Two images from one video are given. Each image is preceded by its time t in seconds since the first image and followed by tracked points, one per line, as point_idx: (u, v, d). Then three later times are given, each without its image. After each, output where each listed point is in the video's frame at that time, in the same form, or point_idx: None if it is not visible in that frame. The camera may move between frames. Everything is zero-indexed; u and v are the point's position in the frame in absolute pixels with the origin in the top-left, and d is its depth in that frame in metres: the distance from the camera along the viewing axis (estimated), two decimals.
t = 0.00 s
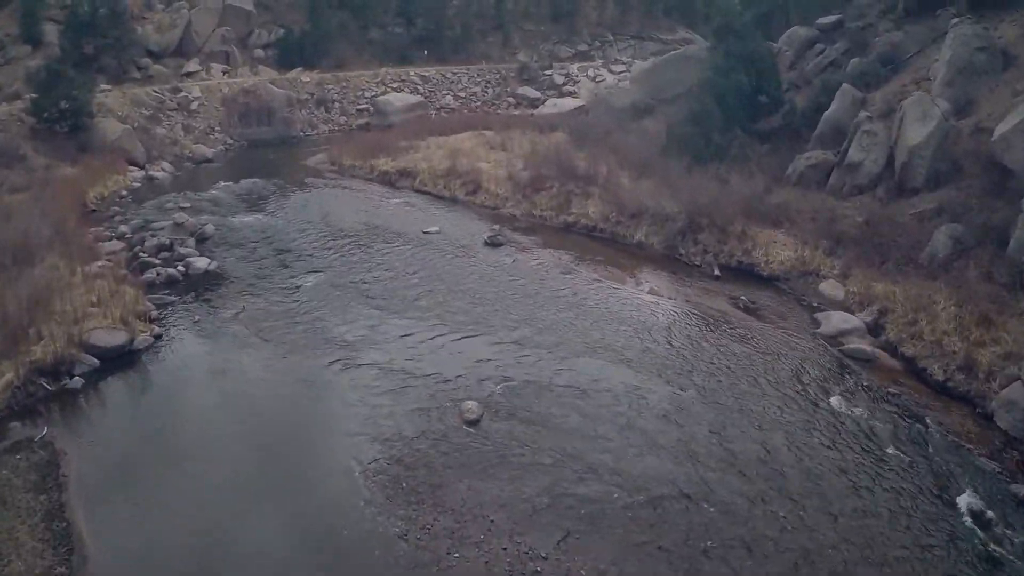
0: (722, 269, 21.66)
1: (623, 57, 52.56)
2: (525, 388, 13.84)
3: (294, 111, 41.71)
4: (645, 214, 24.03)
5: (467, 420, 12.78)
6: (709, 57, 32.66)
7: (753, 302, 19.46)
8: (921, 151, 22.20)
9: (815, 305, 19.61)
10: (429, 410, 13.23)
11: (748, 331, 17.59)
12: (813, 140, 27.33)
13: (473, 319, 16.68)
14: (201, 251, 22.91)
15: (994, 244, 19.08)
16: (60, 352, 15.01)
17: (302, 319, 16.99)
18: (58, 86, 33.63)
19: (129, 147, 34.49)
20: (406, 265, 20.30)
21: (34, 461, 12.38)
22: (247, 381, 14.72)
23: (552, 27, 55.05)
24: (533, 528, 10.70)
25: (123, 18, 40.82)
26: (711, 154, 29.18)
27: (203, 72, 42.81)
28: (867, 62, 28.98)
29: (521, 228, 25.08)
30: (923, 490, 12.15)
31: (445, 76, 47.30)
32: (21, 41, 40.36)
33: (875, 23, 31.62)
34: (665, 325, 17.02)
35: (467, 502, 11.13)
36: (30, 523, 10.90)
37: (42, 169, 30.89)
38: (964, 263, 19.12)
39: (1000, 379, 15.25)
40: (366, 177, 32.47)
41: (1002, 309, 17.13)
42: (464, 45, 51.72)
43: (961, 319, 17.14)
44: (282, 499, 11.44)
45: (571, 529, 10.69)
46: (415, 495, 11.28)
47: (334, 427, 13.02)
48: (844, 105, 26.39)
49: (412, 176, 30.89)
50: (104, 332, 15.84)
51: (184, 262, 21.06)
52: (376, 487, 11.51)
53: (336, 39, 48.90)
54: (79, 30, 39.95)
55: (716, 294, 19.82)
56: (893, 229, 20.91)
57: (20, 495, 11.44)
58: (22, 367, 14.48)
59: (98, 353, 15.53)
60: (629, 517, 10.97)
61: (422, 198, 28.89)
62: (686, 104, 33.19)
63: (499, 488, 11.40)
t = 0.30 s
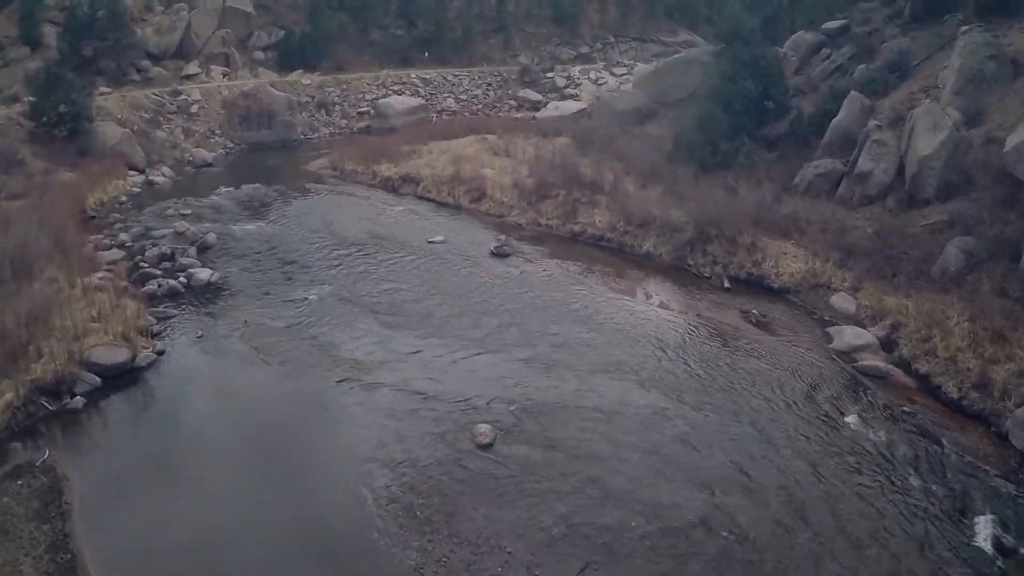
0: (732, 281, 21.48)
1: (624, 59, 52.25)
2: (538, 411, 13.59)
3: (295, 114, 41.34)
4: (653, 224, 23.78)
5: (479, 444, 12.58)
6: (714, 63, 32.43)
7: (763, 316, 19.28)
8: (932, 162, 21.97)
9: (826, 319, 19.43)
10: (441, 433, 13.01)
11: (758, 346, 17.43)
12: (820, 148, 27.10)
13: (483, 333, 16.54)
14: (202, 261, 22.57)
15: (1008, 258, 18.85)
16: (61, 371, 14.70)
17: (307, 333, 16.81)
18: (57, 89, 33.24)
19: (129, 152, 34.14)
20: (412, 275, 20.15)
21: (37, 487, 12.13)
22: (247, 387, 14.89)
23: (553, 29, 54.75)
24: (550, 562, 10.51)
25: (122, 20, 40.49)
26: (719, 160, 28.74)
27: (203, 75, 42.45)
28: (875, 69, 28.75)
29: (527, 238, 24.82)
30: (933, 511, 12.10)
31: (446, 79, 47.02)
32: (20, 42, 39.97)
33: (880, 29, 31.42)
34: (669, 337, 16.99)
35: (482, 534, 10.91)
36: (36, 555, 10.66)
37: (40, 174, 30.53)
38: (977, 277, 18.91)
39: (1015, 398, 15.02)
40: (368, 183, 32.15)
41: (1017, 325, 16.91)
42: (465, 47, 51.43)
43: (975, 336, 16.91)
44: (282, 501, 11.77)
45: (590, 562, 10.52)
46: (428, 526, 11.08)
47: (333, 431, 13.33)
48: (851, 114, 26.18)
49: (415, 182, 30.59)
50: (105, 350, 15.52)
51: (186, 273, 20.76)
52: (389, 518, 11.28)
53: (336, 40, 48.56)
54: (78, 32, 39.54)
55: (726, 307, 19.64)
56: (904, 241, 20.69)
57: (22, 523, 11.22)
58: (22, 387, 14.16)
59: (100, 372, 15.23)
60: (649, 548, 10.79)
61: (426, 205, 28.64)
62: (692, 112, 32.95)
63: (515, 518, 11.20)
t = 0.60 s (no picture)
0: (744, 294, 21.29)
1: (628, 62, 51.95)
2: (551, 435, 13.45)
3: (298, 118, 41.03)
4: (662, 235, 23.55)
5: (495, 470, 12.49)
6: (721, 69, 32.18)
7: (776, 330, 19.11)
8: (945, 174, 21.76)
9: (839, 334, 19.25)
10: (454, 460, 12.85)
11: (772, 361, 17.24)
12: (830, 156, 26.87)
13: (496, 351, 16.39)
14: (206, 271, 22.28)
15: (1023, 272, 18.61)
16: (64, 391, 14.45)
17: (316, 348, 16.65)
18: (58, 93, 32.92)
19: (131, 156, 33.84)
20: (420, 288, 19.99)
21: (42, 514, 11.93)
22: (250, 399, 14.94)
23: (557, 31, 54.44)
24: None
25: (124, 22, 40.17)
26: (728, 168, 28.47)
27: (204, 77, 42.10)
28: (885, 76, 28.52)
29: (535, 248, 24.57)
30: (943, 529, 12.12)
31: (449, 82, 46.73)
32: (21, 44, 39.65)
33: (889, 34, 31.16)
34: (678, 353, 16.89)
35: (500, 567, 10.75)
36: None
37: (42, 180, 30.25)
38: (992, 291, 18.67)
39: None
40: (373, 189, 31.89)
41: None
42: (468, 49, 51.14)
43: (990, 353, 16.62)
44: (291, 515, 11.88)
45: None
46: (446, 557, 10.92)
47: (340, 446, 13.41)
48: (862, 122, 25.94)
49: (421, 190, 30.33)
50: (108, 368, 15.24)
51: (190, 284, 20.52)
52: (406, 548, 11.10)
53: (339, 42, 48.25)
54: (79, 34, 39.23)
55: (738, 321, 19.47)
56: (918, 254, 20.45)
57: (28, 554, 11.10)
58: (24, 409, 13.90)
59: (103, 391, 14.95)
60: None
61: (433, 213, 28.40)
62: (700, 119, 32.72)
63: (536, 548, 11.07)
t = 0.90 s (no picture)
0: (754, 305, 21.09)
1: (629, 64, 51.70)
2: (564, 458, 13.29)
3: (298, 121, 40.68)
4: (670, 245, 23.31)
5: (508, 494, 12.35)
6: (727, 74, 31.91)
7: (785, 343, 18.91)
8: (956, 184, 21.51)
9: (851, 347, 19.06)
10: (468, 484, 12.68)
11: (782, 377, 17.02)
12: (838, 164, 26.59)
13: (505, 368, 16.18)
14: (207, 281, 21.99)
15: None
16: (64, 411, 14.14)
17: (322, 364, 16.44)
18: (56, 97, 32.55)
19: (130, 160, 33.48)
20: (425, 299, 19.80)
21: (43, 541, 11.65)
22: (250, 415, 14.85)
23: (558, 32, 54.15)
24: None
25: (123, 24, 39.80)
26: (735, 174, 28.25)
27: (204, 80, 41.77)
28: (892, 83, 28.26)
29: (541, 257, 24.31)
30: (963, 550, 11.95)
31: (450, 84, 46.42)
32: (19, 46, 39.28)
33: (895, 39, 30.89)
34: (689, 369, 16.69)
35: None
36: None
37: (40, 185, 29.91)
38: (1005, 304, 18.37)
39: None
40: (375, 195, 31.61)
41: None
42: (468, 51, 50.85)
43: (1004, 368, 16.32)
44: (300, 537, 11.70)
45: None
46: None
47: (346, 466, 13.27)
48: (870, 130, 25.69)
49: (424, 196, 30.06)
50: (110, 386, 14.94)
51: (191, 296, 20.23)
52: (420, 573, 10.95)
53: (339, 43, 47.90)
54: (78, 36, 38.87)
55: (748, 333, 19.27)
56: (929, 266, 20.19)
57: None
58: (24, 429, 13.59)
59: (104, 410, 14.64)
60: None
61: (436, 220, 28.13)
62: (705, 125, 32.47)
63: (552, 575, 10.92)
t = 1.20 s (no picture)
0: (763, 317, 20.89)
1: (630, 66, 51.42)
2: (578, 480, 13.13)
3: (297, 124, 40.35)
4: (677, 254, 23.05)
5: (521, 515, 12.19)
6: (732, 79, 31.65)
7: (795, 356, 18.69)
8: (966, 194, 21.26)
9: (863, 361, 18.90)
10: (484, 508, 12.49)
11: (793, 392, 16.81)
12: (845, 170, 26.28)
13: (515, 387, 16.00)
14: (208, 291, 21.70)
15: None
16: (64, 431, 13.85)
17: (330, 381, 16.22)
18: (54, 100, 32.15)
19: (129, 165, 33.11)
20: (430, 311, 19.57)
21: (44, 568, 11.40)
22: (252, 433, 14.66)
23: (558, 34, 53.86)
24: None
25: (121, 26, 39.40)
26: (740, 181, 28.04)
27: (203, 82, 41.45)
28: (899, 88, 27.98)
29: (546, 266, 24.05)
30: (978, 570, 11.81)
31: (451, 86, 46.13)
32: (16, 49, 38.87)
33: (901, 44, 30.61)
34: (699, 385, 16.49)
35: None
36: None
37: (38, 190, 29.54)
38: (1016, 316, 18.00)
39: None
40: (377, 201, 31.32)
41: None
42: (469, 53, 50.56)
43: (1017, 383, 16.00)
44: (306, 560, 11.54)
45: None
46: None
47: (349, 486, 13.11)
48: (878, 137, 25.46)
49: (426, 202, 29.78)
50: (111, 405, 14.65)
51: (192, 307, 19.94)
52: None
53: (339, 45, 47.57)
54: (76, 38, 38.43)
55: (759, 346, 19.05)
56: (939, 277, 19.89)
57: None
58: (24, 450, 13.30)
59: (105, 429, 14.36)
60: None
61: (439, 228, 27.86)
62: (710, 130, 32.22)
63: None
